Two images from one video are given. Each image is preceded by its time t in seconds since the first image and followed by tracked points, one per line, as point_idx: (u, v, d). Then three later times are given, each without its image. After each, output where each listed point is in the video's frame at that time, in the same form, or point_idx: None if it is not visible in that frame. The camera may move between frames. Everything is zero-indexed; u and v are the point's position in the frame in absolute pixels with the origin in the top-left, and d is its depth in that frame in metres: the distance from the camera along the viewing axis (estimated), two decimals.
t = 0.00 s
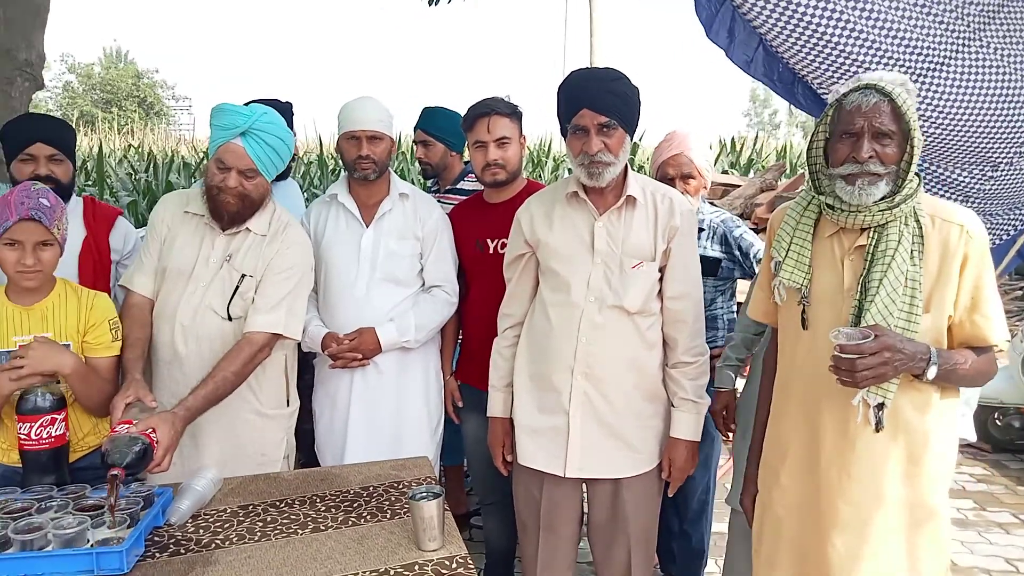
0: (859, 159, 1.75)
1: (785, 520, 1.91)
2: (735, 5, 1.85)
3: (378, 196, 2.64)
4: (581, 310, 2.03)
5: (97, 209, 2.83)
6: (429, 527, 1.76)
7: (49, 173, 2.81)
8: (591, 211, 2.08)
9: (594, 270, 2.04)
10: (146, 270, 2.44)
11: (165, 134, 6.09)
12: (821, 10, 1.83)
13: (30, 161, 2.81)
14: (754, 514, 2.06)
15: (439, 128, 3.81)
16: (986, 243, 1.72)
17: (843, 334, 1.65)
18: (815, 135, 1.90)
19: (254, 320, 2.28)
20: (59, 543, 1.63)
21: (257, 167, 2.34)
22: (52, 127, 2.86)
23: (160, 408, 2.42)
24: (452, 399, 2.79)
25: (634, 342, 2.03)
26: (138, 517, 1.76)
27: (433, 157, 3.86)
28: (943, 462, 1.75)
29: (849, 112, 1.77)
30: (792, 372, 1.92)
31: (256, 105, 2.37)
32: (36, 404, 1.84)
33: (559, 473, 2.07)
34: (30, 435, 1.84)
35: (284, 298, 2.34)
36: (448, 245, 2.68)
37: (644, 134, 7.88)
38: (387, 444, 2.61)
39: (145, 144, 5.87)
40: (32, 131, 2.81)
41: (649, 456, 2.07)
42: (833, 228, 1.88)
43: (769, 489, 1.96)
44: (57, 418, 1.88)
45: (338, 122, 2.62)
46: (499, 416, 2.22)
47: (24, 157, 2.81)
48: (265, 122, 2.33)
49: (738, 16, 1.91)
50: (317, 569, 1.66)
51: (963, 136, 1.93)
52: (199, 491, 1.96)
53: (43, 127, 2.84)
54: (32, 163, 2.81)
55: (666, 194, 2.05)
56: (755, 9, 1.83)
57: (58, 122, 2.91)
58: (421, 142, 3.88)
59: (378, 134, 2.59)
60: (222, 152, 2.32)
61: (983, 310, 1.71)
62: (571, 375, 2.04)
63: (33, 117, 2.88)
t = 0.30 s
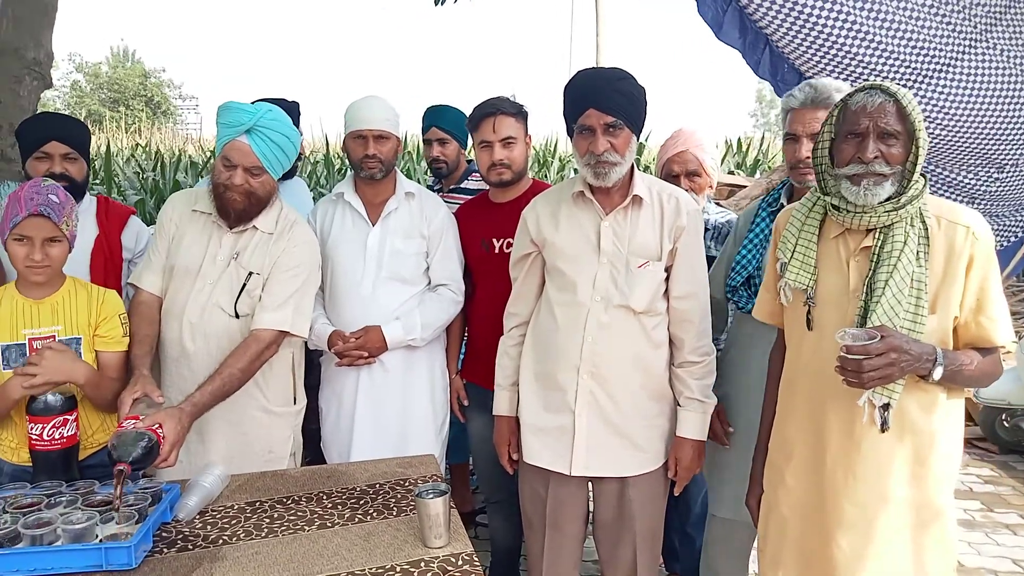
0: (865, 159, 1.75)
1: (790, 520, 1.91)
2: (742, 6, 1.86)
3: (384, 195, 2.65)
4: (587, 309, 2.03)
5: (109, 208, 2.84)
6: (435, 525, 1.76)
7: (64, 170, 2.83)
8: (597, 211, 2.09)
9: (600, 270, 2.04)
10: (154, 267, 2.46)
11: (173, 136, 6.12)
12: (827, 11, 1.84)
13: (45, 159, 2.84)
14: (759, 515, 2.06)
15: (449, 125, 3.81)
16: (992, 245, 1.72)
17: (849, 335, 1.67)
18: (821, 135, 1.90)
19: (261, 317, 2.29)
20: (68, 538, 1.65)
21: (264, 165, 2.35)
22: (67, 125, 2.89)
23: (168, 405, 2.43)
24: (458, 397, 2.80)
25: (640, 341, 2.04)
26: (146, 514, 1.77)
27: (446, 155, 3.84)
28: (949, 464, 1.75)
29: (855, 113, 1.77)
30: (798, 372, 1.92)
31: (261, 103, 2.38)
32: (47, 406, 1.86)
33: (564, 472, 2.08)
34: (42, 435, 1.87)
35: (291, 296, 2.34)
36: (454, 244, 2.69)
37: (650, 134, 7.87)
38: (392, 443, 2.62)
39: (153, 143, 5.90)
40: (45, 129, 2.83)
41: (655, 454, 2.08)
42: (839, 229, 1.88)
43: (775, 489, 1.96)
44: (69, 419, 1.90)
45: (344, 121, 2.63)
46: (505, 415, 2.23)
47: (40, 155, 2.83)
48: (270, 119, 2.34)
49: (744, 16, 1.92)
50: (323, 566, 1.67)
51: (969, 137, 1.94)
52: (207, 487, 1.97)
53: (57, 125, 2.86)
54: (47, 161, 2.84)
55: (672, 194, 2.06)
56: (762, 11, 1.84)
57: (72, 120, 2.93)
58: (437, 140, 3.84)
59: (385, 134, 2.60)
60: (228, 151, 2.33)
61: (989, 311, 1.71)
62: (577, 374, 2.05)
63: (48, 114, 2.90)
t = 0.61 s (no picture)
0: (856, 161, 1.76)
1: (783, 521, 1.92)
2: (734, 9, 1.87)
3: (377, 198, 2.65)
4: (581, 311, 2.04)
5: (102, 209, 2.84)
6: (430, 527, 1.76)
7: (54, 173, 2.80)
8: (590, 213, 2.09)
9: (593, 272, 2.05)
10: (146, 270, 2.45)
11: (167, 138, 6.10)
12: (818, 13, 1.84)
13: (35, 162, 2.82)
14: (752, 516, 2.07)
15: (434, 126, 3.79)
16: (981, 247, 1.74)
17: (841, 336, 1.66)
18: (812, 137, 1.91)
19: (254, 320, 2.28)
20: (60, 544, 1.64)
21: (256, 166, 2.34)
22: (59, 127, 2.87)
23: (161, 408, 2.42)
24: (451, 400, 2.80)
25: (633, 343, 2.04)
26: (139, 518, 1.76)
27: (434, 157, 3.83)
28: (940, 464, 1.76)
29: (846, 114, 1.79)
30: (789, 374, 1.93)
31: (253, 105, 2.38)
32: (38, 411, 1.85)
33: (558, 474, 2.08)
34: (33, 441, 1.85)
35: (284, 298, 2.34)
36: (447, 246, 2.69)
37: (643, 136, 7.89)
38: (386, 445, 2.61)
39: (145, 146, 5.86)
40: (36, 132, 2.82)
41: (648, 456, 2.08)
42: (830, 231, 1.89)
43: (767, 491, 1.97)
44: (59, 424, 1.89)
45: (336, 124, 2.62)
46: (499, 417, 2.23)
47: (30, 158, 2.82)
48: (262, 120, 2.34)
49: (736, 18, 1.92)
50: (318, 569, 1.67)
51: (958, 138, 1.95)
52: (200, 491, 1.97)
53: (48, 127, 2.84)
54: (38, 164, 2.82)
55: (665, 196, 2.06)
56: (752, 13, 1.86)
57: (64, 123, 2.91)
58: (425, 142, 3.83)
59: (375, 138, 2.59)
60: (220, 152, 2.33)
61: (978, 313, 1.72)
62: (570, 375, 2.05)
63: (38, 117, 2.88)
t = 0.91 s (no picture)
0: (858, 160, 1.77)
1: (785, 520, 1.92)
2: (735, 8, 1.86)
3: (378, 198, 2.65)
4: (582, 311, 2.04)
5: (95, 209, 2.83)
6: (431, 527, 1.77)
7: (45, 173, 2.81)
8: (592, 213, 2.09)
9: (595, 271, 2.04)
10: (149, 271, 2.45)
11: (166, 137, 6.09)
12: (818, 13, 1.83)
13: (27, 161, 2.81)
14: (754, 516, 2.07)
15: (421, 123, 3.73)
16: (984, 246, 1.73)
17: (842, 335, 1.66)
18: (814, 136, 1.91)
19: (256, 320, 2.29)
20: (61, 543, 1.64)
21: (258, 166, 2.35)
22: (51, 127, 2.86)
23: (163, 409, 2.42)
24: (452, 399, 2.80)
25: (635, 342, 2.04)
26: (140, 518, 1.77)
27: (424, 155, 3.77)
28: (943, 463, 1.76)
29: (848, 113, 1.79)
30: (791, 373, 1.93)
31: (255, 105, 2.39)
32: (38, 411, 1.85)
33: (560, 473, 2.08)
34: (32, 441, 1.85)
35: (287, 298, 2.34)
36: (449, 245, 2.69)
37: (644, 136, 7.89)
38: (387, 445, 2.61)
39: (145, 146, 5.86)
40: (30, 131, 2.81)
41: (649, 455, 2.08)
42: (832, 230, 1.89)
43: (769, 490, 1.96)
44: (59, 424, 1.89)
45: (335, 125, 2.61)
46: (500, 417, 2.23)
47: (21, 157, 2.81)
48: (264, 120, 2.34)
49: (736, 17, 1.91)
50: (319, 569, 1.67)
51: (958, 138, 1.95)
52: (202, 490, 1.97)
53: (42, 127, 2.83)
54: (29, 163, 2.82)
55: (667, 195, 2.06)
56: (752, 13, 1.85)
57: (55, 121, 2.90)
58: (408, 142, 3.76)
59: (368, 143, 2.58)
60: (222, 152, 2.33)
61: (980, 312, 1.72)
62: (572, 374, 2.05)
63: (32, 116, 2.88)
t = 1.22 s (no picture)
0: (859, 161, 1.77)
1: (785, 521, 1.92)
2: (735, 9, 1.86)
3: (378, 198, 2.65)
4: (582, 312, 2.04)
5: (78, 207, 2.83)
6: (431, 527, 1.77)
7: (28, 173, 2.82)
8: (591, 214, 2.09)
9: (595, 272, 2.05)
10: (149, 273, 2.46)
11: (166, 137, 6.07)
12: (818, 16, 1.84)
13: (8, 161, 2.80)
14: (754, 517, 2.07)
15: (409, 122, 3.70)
16: (985, 247, 1.74)
17: (843, 337, 1.67)
18: (815, 137, 1.92)
19: (256, 321, 2.29)
20: (62, 543, 1.65)
21: (257, 166, 2.35)
22: (33, 127, 2.86)
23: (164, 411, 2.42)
24: (452, 400, 2.80)
25: (634, 344, 2.04)
26: (140, 518, 1.77)
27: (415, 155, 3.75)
28: (943, 464, 1.76)
29: (849, 115, 1.79)
30: (791, 374, 1.93)
31: (253, 105, 2.38)
32: (40, 410, 1.86)
33: (560, 475, 2.08)
34: (35, 441, 1.87)
35: (287, 299, 2.34)
36: (448, 246, 2.69)
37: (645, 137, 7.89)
38: (387, 446, 2.61)
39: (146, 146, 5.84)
40: (13, 131, 2.79)
41: (649, 457, 2.08)
42: (833, 231, 1.89)
43: (769, 491, 1.97)
44: (62, 424, 1.91)
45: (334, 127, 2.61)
46: (500, 418, 2.23)
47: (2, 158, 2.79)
48: (261, 120, 2.34)
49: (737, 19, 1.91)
50: (318, 569, 1.67)
51: (958, 139, 1.95)
52: (202, 491, 1.97)
53: (24, 127, 2.82)
54: (11, 163, 2.80)
55: (666, 196, 2.06)
56: (753, 15, 1.86)
57: (35, 120, 2.89)
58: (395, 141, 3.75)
59: (369, 143, 2.57)
60: (220, 152, 2.33)
61: (981, 313, 1.72)
62: (572, 375, 2.05)
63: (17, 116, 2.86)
